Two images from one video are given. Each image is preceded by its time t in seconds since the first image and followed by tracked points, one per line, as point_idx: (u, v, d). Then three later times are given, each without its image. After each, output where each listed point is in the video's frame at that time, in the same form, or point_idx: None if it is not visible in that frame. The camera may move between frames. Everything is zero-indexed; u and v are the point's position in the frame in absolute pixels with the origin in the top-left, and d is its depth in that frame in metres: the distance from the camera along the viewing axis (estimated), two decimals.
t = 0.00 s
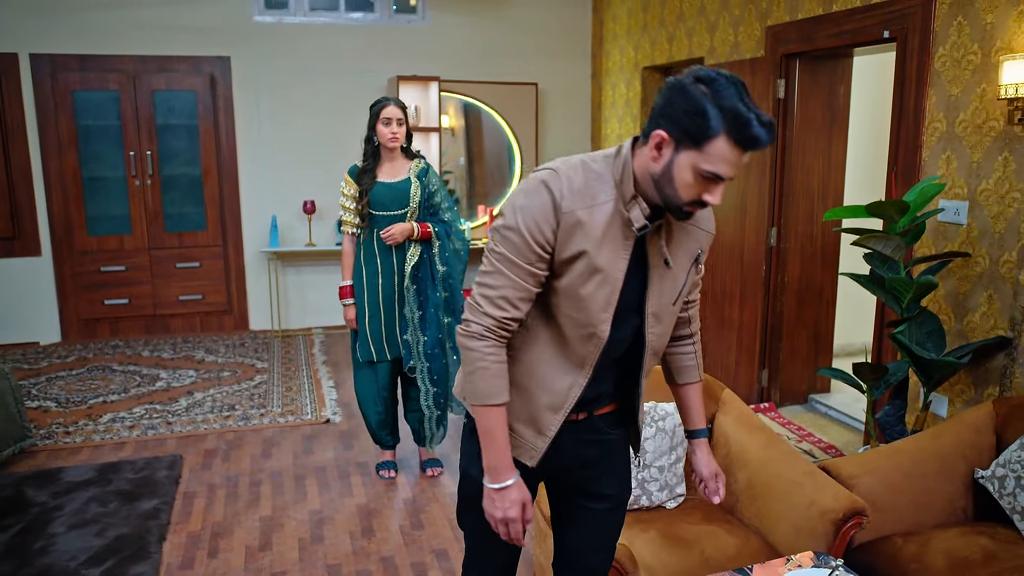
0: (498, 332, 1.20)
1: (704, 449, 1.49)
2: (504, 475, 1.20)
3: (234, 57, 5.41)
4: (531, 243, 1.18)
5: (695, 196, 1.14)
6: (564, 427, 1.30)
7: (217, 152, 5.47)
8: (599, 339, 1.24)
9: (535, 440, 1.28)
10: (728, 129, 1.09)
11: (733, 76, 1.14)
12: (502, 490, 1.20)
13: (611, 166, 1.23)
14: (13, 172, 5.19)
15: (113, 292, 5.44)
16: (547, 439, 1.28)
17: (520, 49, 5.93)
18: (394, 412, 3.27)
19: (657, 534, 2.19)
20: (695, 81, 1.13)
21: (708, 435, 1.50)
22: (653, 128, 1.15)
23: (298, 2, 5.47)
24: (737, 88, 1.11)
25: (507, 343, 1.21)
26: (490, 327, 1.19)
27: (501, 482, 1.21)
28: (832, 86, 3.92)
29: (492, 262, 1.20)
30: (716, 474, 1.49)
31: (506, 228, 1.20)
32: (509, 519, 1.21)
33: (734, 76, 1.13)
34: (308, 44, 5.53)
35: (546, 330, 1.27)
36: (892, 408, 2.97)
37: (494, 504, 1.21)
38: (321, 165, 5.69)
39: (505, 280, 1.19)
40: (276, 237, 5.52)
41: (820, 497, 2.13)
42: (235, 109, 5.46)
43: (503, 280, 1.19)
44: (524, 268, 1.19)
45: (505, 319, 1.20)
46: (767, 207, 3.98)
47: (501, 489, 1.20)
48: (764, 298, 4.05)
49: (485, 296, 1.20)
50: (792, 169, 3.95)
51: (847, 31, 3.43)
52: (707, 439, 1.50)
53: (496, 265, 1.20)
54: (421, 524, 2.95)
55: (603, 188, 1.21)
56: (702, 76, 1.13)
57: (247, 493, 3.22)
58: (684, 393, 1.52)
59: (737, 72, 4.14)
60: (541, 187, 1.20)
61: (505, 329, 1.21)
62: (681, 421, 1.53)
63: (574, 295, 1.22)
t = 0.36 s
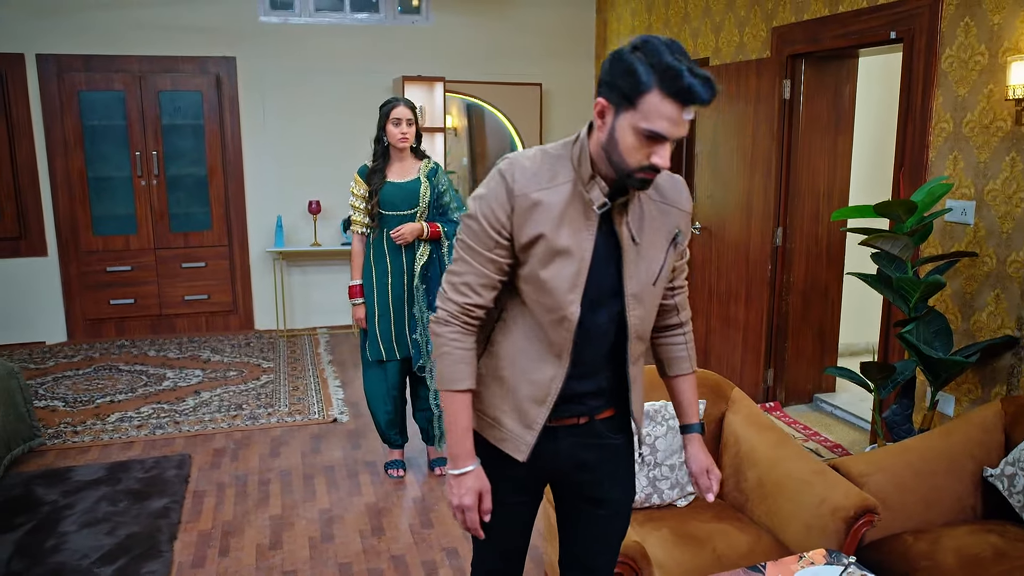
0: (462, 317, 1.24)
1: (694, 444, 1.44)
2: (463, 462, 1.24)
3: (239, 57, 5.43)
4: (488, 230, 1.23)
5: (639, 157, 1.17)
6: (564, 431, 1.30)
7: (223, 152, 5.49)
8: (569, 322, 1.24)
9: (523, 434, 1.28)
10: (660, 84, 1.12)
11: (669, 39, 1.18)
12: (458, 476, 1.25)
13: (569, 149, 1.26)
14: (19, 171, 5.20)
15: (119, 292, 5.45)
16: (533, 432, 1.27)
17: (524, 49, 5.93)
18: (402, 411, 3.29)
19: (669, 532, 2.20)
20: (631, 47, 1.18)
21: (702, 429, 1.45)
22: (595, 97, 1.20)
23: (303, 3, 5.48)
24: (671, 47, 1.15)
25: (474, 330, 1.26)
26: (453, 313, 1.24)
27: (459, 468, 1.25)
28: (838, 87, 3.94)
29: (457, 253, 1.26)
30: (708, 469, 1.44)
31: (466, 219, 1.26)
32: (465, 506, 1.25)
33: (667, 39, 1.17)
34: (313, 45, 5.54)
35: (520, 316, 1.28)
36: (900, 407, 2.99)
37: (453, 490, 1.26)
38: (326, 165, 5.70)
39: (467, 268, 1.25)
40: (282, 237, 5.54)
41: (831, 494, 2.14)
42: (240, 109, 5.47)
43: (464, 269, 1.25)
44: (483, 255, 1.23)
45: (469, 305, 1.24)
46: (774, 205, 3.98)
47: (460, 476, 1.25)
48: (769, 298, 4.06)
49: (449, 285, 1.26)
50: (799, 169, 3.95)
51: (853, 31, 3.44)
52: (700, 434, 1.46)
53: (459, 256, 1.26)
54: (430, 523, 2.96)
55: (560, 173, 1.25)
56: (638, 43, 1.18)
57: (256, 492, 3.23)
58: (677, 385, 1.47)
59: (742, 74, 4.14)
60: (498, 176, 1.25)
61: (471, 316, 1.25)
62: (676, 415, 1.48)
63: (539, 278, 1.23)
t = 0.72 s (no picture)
0: (447, 314, 1.32)
1: (689, 447, 1.39)
2: (449, 455, 1.30)
3: (247, 58, 5.44)
4: (468, 232, 1.30)
5: (602, 139, 1.19)
6: (565, 434, 1.32)
7: (230, 152, 5.50)
8: (546, 313, 1.27)
9: (512, 431, 1.31)
10: (611, 62, 1.15)
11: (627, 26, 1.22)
12: (444, 469, 1.31)
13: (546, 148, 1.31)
14: (27, 172, 5.21)
15: (126, 292, 5.47)
16: (521, 428, 1.30)
17: (530, 49, 5.94)
18: (412, 411, 3.30)
19: (681, 531, 2.21)
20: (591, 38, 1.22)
21: (698, 431, 1.39)
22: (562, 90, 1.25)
23: (310, 4, 5.50)
24: (626, 30, 1.18)
25: (461, 326, 1.33)
26: (439, 311, 1.32)
27: (444, 462, 1.31)
28: (846, 87, 3.94)
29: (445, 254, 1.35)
30: (703, 474, 1.38)
31: (452, 222, 1.34)
32: (450, 499, 1.30)
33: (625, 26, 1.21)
34: (320, 45, 5.55)
35: (506, 313, 1.33)
36: (909, 408, 3.00)
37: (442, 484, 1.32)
38: (334, 166, 5.71)
39: (451, 268, 1.32)
40: (289, 237, 5.55)
41: (845, 493, 2.15)
42: (247, 110, 5.49)
43: (449, 268, 1.33)
44: (464, 254, 1.31)
45: (453, 302, 1.32)
46: (782, 205, 3.98)
47: (445, 468, 1.30)
48: (777, 298, 4.07)
49: (438, 285, 1.34)
50: (807, 168, 3.96)
51: (862, 31, 3.44)
52: (697, 437, 1.40)
53: (446, 257, 1.34)
54: (440, 522, 2.97)
55: (534, 170, 1.29)
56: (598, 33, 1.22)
57: (267, 491, 3.24)
58: (674, 385, 1.43)
59: (751, 76, 4.15)
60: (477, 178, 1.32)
61: (457, 313, 1.32)
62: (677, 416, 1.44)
63: (516, 272, 1.28)
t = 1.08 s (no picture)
0: (447, 315, 1.37)
1: (684, 445, 1.37)
2: (452, 453, 1.34)
3: (259, 58, 5.46)
4: (464, 235, 1.35)
5: (583, 131, 1.21)
6: (573, 434, 1.32)
7: (241, 153, 5.52)
8: (540, 308, 1.28)
9: (512, 430, 1.32)
10: (583, 54, 1.18)
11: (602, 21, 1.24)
12: (447, 468, 1.35)
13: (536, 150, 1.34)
14: (40, 171, 5.24)
15: (138, 291, 5.49)
16: (522, 427, 1.31)
17: (542, 49, 5.94)
18: (425, 411, 3.31)
19: (697, 530, 2.22)
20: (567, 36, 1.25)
21: (695, 431, 1.37)
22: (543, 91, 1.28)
23: (321, 4, 5.52)
24: (598, 23, 1.21)
25: (462, 327, 1.38)
26: (440, 312, 1.37)
27: (447, 460, 1.35)
28: (859, 88, 3.93)
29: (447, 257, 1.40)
30: (693, 473, 1.36)
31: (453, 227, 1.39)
32: (452, 497, 1.34)
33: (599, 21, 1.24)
34: (331, 46, 5.57)
35: (504, 311, 1.35)
36: (923, 408, 2.99)
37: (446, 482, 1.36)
38: (346, 166, 5.73)
39: (451, 271, 1.37)
40: (300, 237, 5.57)
41: (861, 493, 2.15)
42: (260, 110, 5.51)
43: (449, 271, 1.38)
44: (461, 257, 1.36)
45: (454, 304, 1.37)
46: (794, 205, 3.98)
47: (448, 467, 1.34)
48: (788, 299, 4.07)
49: (440, 288, 1.40)
50: (818, 168, 3.96)
51: (876, 31, 3.44)
52: (693, 436, 1.38)
53: (448, 261, 1.39)
54: (454, 521, 2.98)
55: (525, 172, 1.32)
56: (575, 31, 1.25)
57: (281, 490, 3.25)
58: (674, 382, 1.41)
59: (762, 77, 4.13)
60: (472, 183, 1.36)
61: (457, 314, 1.37)
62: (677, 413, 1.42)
63: (509, 270, 1.30)
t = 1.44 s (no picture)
0: (455, 320, 1.33)
1: (689, 443, 1.33)
2: (462, 456, 1.29)
3: (272, 59, 5.49)
4: (468, 239, 1.32)
5: (579, 130, 1.20)
6: (582, 434, 1.28)
7: (254, 153, 5.55)
8: (547, 308, 1.25)
9: (522, 431, 1.29)
10: (575, 53, 1.18)
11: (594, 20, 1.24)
12: (457, 473, 1.29)
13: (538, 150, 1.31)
14: (55, 172, 5.28)
15: (151, 291, 5.52)
16: (531, 427, 1.27)
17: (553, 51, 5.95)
18: (439, 411, 3.33)
19: (714, 530, 2.22)
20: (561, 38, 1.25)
21: (699, 428, 1.32)
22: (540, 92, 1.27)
23: (333, 5, 5.54)
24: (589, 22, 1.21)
25: (471, 331, 1.33)
26: (448, 318, 1.34)
27: (457, 465, 1.30)
28: (872, 89, 3.92)
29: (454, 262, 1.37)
30: (698, 471, 1.31)
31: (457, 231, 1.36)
32: (464, 500, 1.28)
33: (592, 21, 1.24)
34: (343, 47, 5.59)
35: (511, 313, 1.31)
36: (939, 410, 2.98)
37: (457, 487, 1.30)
38: (358, 167, 5.75)
39: (457, 275, 1.34)
40: (312, 237, 5.59)
41: (878, 494, 2.15)
42: (272, 111, 5.53)
43: (456, 275, 1.35)
44: (467, 260, 1.32)
45: (461, 308, 1.33)
46: (807, 206, 3.98)
47: (459, 469, 1.29)
48: (802, 301, 4.07)
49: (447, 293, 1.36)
50: (832, 169, 3.95)
51: (890, 32, 3.44)
52: (698, 434, 1.33)
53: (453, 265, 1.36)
54: (469, 521, 2.99)
55: (528, 172, 1.29)
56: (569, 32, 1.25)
57: (295, 489, 3.27)
58: (679, 380, 1.36)
59: (775, 78, 4.13)
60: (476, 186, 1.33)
61: (464, 319, 1.33)
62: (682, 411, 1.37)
63: (514, 271, 1.27)
